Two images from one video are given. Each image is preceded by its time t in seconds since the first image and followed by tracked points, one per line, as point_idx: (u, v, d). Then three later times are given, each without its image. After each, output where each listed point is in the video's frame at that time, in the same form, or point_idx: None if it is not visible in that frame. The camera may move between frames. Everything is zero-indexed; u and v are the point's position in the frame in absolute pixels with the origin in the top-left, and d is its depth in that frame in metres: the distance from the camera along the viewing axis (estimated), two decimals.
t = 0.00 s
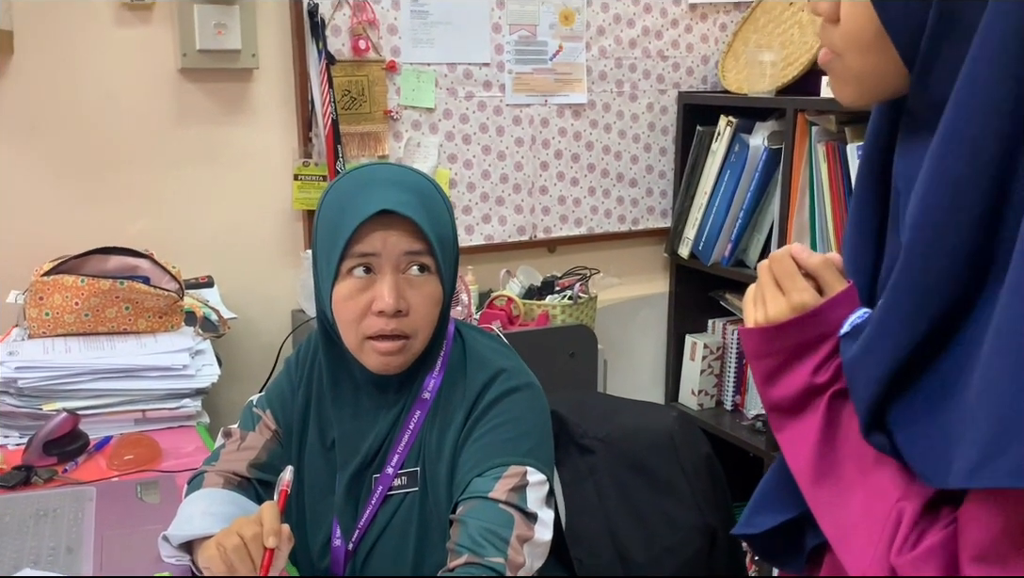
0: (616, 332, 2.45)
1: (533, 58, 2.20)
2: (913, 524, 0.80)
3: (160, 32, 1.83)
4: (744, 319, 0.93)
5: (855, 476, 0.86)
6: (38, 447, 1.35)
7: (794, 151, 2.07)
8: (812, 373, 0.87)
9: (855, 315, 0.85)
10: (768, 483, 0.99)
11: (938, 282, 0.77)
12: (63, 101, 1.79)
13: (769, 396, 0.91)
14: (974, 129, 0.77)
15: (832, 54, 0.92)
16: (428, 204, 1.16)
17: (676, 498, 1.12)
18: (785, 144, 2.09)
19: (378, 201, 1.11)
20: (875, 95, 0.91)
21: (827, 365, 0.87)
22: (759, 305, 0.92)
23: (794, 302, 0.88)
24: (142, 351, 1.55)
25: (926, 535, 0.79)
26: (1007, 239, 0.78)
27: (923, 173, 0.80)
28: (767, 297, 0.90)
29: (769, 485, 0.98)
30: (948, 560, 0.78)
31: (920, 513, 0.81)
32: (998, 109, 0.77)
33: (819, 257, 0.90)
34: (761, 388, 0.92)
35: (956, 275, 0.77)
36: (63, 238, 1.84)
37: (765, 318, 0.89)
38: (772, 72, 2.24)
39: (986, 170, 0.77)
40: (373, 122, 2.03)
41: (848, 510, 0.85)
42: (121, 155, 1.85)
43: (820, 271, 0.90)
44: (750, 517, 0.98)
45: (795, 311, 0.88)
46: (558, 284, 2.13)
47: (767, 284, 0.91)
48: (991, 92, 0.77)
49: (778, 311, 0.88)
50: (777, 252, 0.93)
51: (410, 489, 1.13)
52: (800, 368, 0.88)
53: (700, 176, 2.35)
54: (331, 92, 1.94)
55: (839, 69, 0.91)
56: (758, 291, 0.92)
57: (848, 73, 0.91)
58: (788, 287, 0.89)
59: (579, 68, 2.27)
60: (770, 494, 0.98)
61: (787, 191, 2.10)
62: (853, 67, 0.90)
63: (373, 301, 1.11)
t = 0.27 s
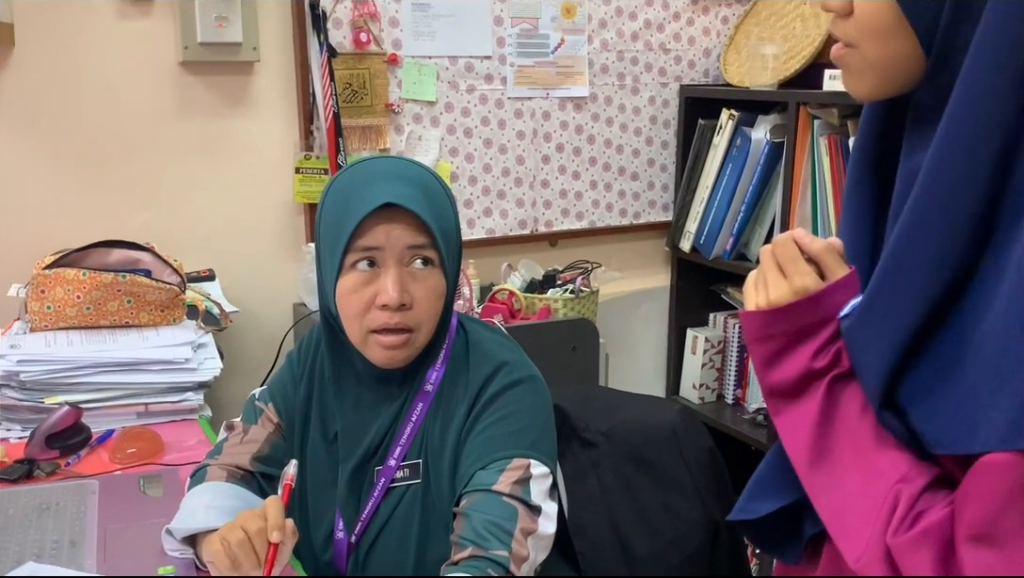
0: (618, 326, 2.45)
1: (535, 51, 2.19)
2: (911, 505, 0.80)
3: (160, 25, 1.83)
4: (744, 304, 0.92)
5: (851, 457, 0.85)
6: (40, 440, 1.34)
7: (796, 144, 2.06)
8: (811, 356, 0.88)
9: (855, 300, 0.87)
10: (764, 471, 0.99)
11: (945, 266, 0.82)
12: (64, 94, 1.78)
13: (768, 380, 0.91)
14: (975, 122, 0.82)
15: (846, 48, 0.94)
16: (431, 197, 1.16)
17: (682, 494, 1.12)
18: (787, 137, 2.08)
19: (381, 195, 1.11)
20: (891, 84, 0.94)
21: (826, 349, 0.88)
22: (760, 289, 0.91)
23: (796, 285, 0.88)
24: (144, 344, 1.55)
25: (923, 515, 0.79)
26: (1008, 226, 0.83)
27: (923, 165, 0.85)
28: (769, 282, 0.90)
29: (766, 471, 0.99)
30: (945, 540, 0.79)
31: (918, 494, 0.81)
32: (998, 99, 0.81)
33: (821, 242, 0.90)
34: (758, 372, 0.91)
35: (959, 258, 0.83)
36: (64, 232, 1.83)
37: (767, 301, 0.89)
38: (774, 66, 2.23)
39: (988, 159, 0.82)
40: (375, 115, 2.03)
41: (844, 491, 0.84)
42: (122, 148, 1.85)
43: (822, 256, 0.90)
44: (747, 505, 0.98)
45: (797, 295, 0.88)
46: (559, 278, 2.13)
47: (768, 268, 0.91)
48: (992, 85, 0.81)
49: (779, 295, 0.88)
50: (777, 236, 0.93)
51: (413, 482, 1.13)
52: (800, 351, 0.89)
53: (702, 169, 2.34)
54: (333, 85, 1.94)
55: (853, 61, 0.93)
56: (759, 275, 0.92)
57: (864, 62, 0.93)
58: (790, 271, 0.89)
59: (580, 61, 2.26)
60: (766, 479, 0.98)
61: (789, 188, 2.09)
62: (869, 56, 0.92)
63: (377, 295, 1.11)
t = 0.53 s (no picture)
0: (619, 320, 2.45)
1: (537, 45, 2.19)
2: (911, 494, 0.81)
3: (162, 18, 1.82)
4: (745, 296, 0.92)
5: (852, 447, 0.86)
6: (41, 436, 1.35)
7: (799, 139, 2.07)
8: (812, 347, 0.88)
9: (855, 291, 0.87)
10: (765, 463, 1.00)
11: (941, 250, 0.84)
12: (65, 86, 1.78)
13: (769, 371, 0.91)
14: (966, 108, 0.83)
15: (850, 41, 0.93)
16: (433, 192, 1.15)
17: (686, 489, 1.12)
18: (790, 133, 2.10)
19: (380, 190, 1.10)
20: (894, 77, 0.93)
21: (827, 340, 0.88)
22: (761, 281, 0.91)
23: (797, 277, 0.88)
24: (146, 338, 1.55)
25: (923, 504, 0.81)
26: (1002, 206, 0.84)
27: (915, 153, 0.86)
28: (769, 274, 0.90)
29: (767, 464, 0.99)
30: (945, 527, 0.80)
31: (918, 483, 0.82)
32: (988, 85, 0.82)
33: (822, 234, 0.88)
34: (759, 363, 0.92)
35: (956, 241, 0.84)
36: (65, 224, 1.83)
37: (768, 293, 0.89)
38: (777, 60, 2.23)
39: (982, 143, 0.83)
40: (377, 109, 2.02)
41: (845, 481, 0.85)
42: (123, 141, 1.84)
43: (822, 249, 0.88)
44: (749, 496, 0.99)
45: (797, 288, 0.88)
46: (561, 272, 2.13)
47: (770, 261, 0.91)
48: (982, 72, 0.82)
49: (780, 287, 0.88)
50: (779, 228, 0.92)
51: (414, 473, 1.13)
52: (800, 343, 0.89)
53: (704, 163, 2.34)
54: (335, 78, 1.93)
55: (855, 55, 0.93)
56: (760, 267, 0.92)
57: (866, 55, 0.92)
58: (791, 263, 0.89)
59: (583, 54, 2.26)
60: (768, 472, 0.98)
61: (792, 177, 2.08)
62: (872, 49, 0.91)
63: (376, 289, 1.11)
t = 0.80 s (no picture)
0: (622, 317, 2.45)
1: (540, 41, 2.18)
2: (914, 488, 0.82)
3: (165, 13, 1.82)
4: (750, 291, 0.93)
5: (856, 441, 0.87)
6: (45, 429, 1.35)
7: (801, 137, 2.06)
8: (817, 343, 0.88)
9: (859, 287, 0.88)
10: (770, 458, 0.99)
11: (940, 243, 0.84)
12: (67, 81, 1.77)
13: (773, 367, 0.92)
14: (965, 104, 0.83)
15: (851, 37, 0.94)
16: (438, 191, 1.15)
17: (688, 486, 1.11)
18: (794, 129, 2.08)
19: (380, 188, 1.11)
20: (895, 75, 0.94)
21: (832, 336, 0.88)
22: (766, 277, 0.92)
23: (801, 272, 0.88)
24: (149, 333, 1.55)
25: (926, 497, 0.82)
26: (1006, 198, 0.85)
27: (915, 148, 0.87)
28: (775, 269, 0.91)
29: (771, 461, 0.99)
30: (947, 520, 0.82)
31: (921, 476, 0.83)
32: (987, 81, 0.83)
33: (826, 229, 0.89)
34: (765, 359, 0.92)
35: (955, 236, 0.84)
36: (67, 220, 1.83)
37: (772, 289, 0.90)
38: (780, 57, 2.22)
39: (980, 139, 0.83)
40: (380, 105, 2.02)
41: (849, 474, 0.86)
42: (126, 137, 1.84)
43: (827, 243, 0.89)
44: (754, 491, 0.99)
45: (802, 283, 0.89)
46: (564, 269, 2.12)
47: (775, 256, 0.91)
48: (981, 69, 0.83)
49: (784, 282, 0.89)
50: (785, 224, 0.93)
51: (419, 472, 1.13)
52: (804, 339, 0.89)
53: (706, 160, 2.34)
54: (338, 74, 1.93)
55: (857, 52, 0.94)
56: (766, 264, 0.93)
57: (867, 52, 0.93)
58: (796, 258, 0.89)
59: (585, 51, 2.25)
60: (772, 470, 0.99)
61: (794, 177, 2.08)
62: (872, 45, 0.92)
63: (375, 285, 1.11)
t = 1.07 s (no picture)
0: (624, 316, 2.45)
1: (543, 40, 2.18)
2: (927, 491, 0.85)
3: (168, 10, 1.82)
4: (760, 294, 0.96)
5: (868, 444, 0.90)
6: (49, 427, 1.35)
7: (805, 136, 2.05)
8: (828, 345, 0.92)
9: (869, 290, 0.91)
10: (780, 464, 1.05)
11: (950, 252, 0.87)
12: (71, 79, 1.77)
13: (785, 370, 0.95)
14: (971, 116, 0.86)
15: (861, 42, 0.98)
16: (447, 192, 1.15)
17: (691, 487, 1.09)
18: (797, 129, 2.07)
19: (390, 189, 1.10)
20: (905, 76, 0.98)
21: (843, 339, 0.92)
22: (776, 280, 0.95)
23: (812, 275, 0.91)
24: (152, 331, 1.55)
25: (939, 500, 0.84)
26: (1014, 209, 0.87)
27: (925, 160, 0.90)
28: (785, 272, 0.94)
29: (779, 467, 1.05)
30: (960, 523, 0.83)
31: (934, 479, 0.85)
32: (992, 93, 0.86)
33: (837, 233, 0.93)
34: (776, 360, 0.96)
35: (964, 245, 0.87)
36: (70, 217, 1.83)
37: (783, 292, 0.93)
38: (783, 56, 2.22)
39: (988, 150, 0.86)
40: (383, 103, 2.02)
41: (861, 478, 0.89)
42: (129, 134, 1.84)
43: (838, 246, 0.92)
44: (767, 495, 1.05)
45: (813, 286, 0.92)
46: (566, 268, 2.12)
47: (785, 260, 0.94)
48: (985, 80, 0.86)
49: (796, 286, 0.92)
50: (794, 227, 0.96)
51: (425, 472, 1.13)
52: (815, 341, 0.93)
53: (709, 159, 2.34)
54: (341, 72, 1.93)
55: (866, 56, 0.98)
56: (776, 267, 0.95)
57: (877, 56, 0.97)
58: (807, 261, 0.92)
59: (589, 50, 2.25)
60: (780, 475, 1.04)
61: (797, 176, 2.08)
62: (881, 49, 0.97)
63: (383, 285, 1.11)
